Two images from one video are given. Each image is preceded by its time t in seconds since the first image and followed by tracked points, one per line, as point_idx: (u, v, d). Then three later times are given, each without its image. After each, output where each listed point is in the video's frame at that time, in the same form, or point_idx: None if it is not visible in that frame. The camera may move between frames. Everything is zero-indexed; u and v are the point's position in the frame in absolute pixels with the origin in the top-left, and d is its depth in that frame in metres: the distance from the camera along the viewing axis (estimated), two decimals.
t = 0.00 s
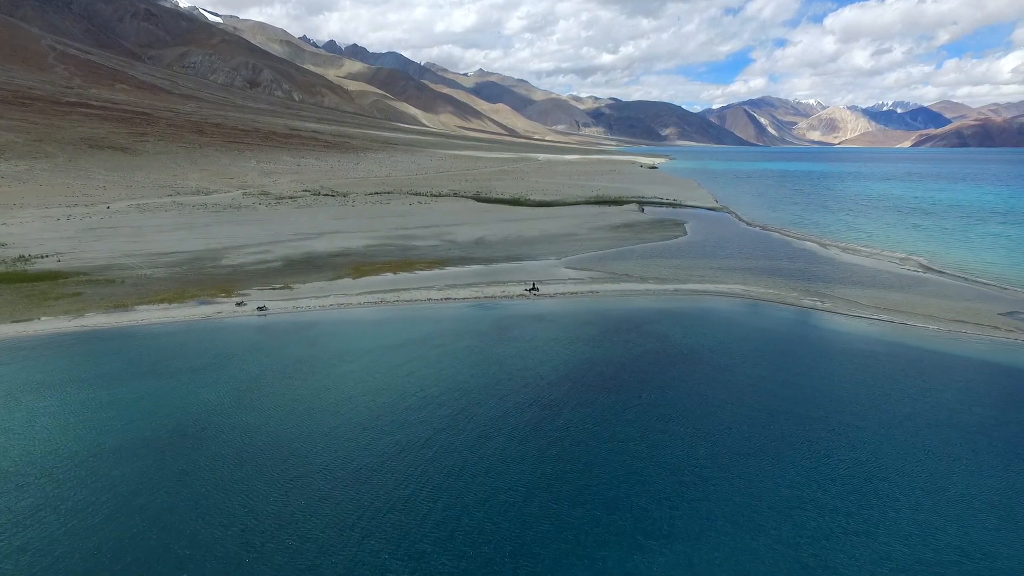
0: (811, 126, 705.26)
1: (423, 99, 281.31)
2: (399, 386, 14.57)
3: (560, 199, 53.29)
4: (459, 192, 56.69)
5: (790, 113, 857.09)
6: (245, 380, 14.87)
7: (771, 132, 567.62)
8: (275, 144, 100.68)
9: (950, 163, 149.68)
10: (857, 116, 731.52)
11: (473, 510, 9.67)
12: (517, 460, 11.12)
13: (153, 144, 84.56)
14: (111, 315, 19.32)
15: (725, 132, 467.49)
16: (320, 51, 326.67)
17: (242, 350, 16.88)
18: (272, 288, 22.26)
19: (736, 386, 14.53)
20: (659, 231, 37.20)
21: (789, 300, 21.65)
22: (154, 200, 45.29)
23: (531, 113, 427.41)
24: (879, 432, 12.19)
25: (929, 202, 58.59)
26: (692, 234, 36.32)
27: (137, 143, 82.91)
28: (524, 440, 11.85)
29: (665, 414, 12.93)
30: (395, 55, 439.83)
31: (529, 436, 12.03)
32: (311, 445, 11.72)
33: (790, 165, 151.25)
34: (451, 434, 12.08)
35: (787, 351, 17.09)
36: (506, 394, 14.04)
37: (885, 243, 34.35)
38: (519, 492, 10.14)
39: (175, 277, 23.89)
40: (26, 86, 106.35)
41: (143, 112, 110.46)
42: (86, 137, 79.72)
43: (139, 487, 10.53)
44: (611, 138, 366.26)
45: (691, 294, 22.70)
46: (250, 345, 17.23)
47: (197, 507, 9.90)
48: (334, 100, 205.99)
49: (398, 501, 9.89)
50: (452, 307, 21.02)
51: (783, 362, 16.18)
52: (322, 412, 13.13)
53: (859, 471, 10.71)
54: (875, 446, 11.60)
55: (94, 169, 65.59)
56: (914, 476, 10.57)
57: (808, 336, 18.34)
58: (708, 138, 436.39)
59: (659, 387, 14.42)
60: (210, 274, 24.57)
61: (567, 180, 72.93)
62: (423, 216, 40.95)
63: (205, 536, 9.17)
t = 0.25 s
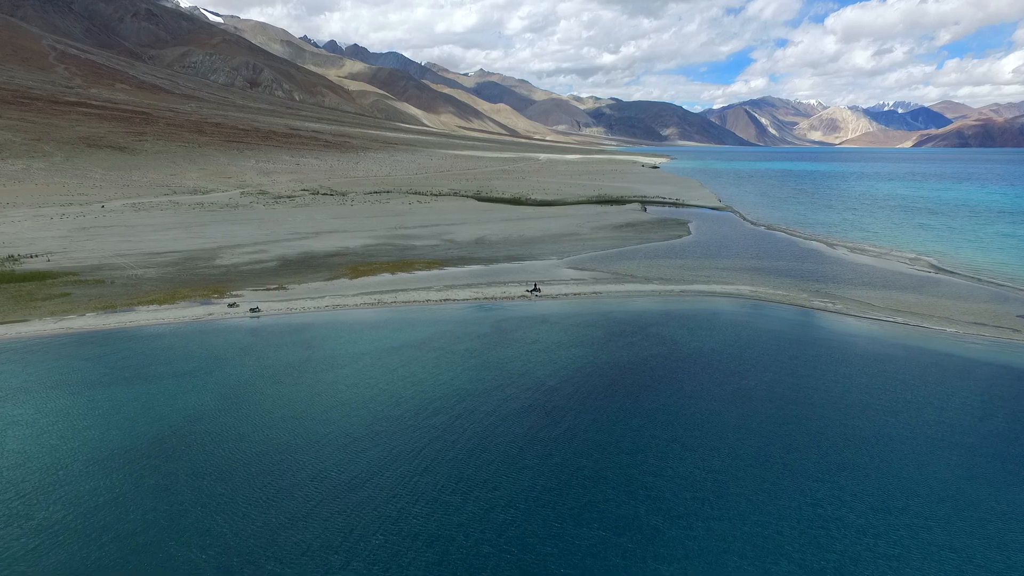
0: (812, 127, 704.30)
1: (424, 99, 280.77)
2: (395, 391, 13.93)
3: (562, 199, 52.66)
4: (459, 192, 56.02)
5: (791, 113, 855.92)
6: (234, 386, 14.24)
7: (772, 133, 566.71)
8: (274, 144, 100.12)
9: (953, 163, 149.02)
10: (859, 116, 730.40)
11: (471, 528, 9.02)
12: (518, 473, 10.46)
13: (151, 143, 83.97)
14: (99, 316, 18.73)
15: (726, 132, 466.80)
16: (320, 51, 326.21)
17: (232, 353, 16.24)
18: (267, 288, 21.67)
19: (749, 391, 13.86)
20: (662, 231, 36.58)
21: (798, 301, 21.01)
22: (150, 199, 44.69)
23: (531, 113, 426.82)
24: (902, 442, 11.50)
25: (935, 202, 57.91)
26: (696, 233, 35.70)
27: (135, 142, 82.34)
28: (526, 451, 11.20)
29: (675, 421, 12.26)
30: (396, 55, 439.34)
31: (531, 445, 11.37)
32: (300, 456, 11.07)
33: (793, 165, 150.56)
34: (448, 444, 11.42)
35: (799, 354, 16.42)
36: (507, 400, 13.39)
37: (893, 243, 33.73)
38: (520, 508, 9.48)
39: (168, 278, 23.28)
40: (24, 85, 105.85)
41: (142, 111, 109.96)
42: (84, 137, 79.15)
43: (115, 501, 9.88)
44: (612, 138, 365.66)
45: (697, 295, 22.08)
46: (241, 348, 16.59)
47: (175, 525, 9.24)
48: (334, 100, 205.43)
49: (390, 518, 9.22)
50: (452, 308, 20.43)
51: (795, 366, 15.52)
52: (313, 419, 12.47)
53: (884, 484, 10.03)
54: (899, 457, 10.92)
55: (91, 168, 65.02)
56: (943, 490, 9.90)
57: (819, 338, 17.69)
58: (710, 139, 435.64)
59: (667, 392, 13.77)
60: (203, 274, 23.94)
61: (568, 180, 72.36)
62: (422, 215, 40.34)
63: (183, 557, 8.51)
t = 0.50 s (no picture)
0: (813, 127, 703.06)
1: (425, 99, 280.25)
2: (389, 398, 13.26)
3: (564, 198, 52.05)
4: (460, 191, 55.41)
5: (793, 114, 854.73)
6: (221, 393, 13.60)
7: (774, 133, 565.71)
8: (274, 143, 99.60)
9: (956, 163, 148.35)
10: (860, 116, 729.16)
11: (469, 551, 8.38)
12: (521, 488, 9.79)
13: (151, 142, 83.43)
14: (87, 318, 18.12)
15: (728, 133, 466.05)
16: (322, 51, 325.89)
17: (220, 358, 15.58)
18: (261, 289, 21.06)
19: (761, 399, 13.18)
20: (667, 231, 35.95)
21: (809, 303, 20.36)
22: (146, 198, 44.08)
23: (532, 113, 426.48)
24: (930, 456, 10.82)
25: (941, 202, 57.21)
26: (701, 233, 35.08)
27: (134, 141, 81.79)
28: (529, 464, 10.52)
29: (687, 432, 11.57)
30: (397, 56, 438.98)
31: (534, 458, 10.71)
32: (289, 470, 10.39)
33: (796, 165, 149.85)
34: (447, 457, 10.74)
35: (813, 359, 15.76)
36: (507, 408, 12.74)
37: (901, 243, 33.09)
38: (523, 530, 8.80)
39: (161, 278, 22.69)
40: (23, 84, 105.38)
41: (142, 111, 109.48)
42: (83, 136, 78.61)
43: (86, 520, 9.21)
44: (613, 138, 365.01)
45: (704, 297, 21.43)
46: (230, 353, 15.93)
47: (151, 547, 8.58)
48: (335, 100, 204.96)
49: (382, 542, 8.55)
50: (451, 310, 19.82)
51: (810, 373, 14.86)
52: (303, 429, 11.82)
53: (915, 505, 9.32)
54: (928, 472, 10.22)
55: (89, 167, 64.45)
56: (979, 511, 9.21)
57: (832, 343, 17.07)
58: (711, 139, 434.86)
59: (676, 400, 13.10)
60: (196, 275, 23.34)
61: (570, 179, 71.79)
62: (422, 214, 39.75)
63: None
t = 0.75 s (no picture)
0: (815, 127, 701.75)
1: (426, 99, 279.62)
2: (384, 405, 12.63)
3: (565, 198, 51.42)
4: (460, 191, 54.79)
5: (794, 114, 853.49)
6: (207, 400, 12.98)
7: (775, 133, 564.79)
8: (274, 143, 99.03)
9: (960, 163, 147.43)
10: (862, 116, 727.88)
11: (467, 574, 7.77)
12: (522, 505, 9.16)
13: (150, 141, 82.87)
14: (73, 320, 17.50)
15: (729, 133, 465.21)
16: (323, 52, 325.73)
17: (209, 363, 14.97)
18: (255, 290, 20.43)
19: (775, 407, 12.53)
20: (671, 230, 35.30)
21: (820, 305, 19.70)
22: (142, 197, 43.44)
23: (533, 113, 425.71)
24: (958, 469, 10.17)
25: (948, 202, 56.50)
26: (706, 233, 34.45)
27: (133, 140, 81.20)
28: (531, 478, 9.89)
29: (698, 442, 10.93)
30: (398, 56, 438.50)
31: (537, 471, 10.08)
32: (275, 484, 9.79)
33: (798, 165, 149.12)
34: (444, 471, 10.10)
35: (827, 364, 15.10)
36: (508, 416, 12.10)
37: (911, 243, 32.39)
38: (525, 552, 8.18)
39: (153, 278, 22.10)
40: (22, 83, 104.86)
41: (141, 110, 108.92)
42: (81, 135, 78.05)
43: (54, 540, 8.59)
44: (614, 138, 364.35)
45: (712, 298, 20.77)
46: (219, 357, 15.31)
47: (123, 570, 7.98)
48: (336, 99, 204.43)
49: (372, 565, 7.93)
50: (450, 312, 19.17)
51: (826, 379, 14.19)
52: (292, 439, 11.20)
53: (945, 525, 8.69)
54: (958, 488, 9.56)
55: (86, 166, 63.85)
56: (1016, 531, 8.56)
57: (846, 346, 16.41)
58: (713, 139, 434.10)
59: (686, 408, 12.45)
60: (189, 275, 22.73)
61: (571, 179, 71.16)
62: (422, 214, 39.14)
63: None
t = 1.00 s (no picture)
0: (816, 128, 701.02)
1: (426, 99, 279.09)
2: (378, 414, 12.03)
3: (566, 197, 50.85)
4: (460, 190, 54.24)
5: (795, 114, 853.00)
6: (193, 408, 12.38)
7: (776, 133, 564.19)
8: (273, 142, 98.46)
9: (962, 164, 146.89)
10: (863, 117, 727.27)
11: None
12: (525, 524, 8.55)
13: (148, 140, 82.32)
14: (59, 322, 16.91)
15: (730, 133, 464.79)
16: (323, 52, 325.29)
17: (196, 368, 14.37)
18: (248, 291, 19.82)
19: (790, 416, 11.92)
20: (674, 230, 34.71)
21: (831, 307, 19.09)
22: (137, 196, 42.83)
23: (534, 113, 425.26)
24: (988, 485, 9.55)
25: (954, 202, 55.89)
26: (709, 233, 33.89)
27: (131, 139, 80.61)
28: (534, 494, 9.28)
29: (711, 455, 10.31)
30: (398, 56, 438.24)
31: (539, 486, 9.48)
32: (261, 500, 9.19)
33: (800, 165, 148.55)
34: (441, 485, 9.50)
35: (842, 369, 14.50)
36: (508, 425, 11.51)
37: (919, 243, 31.82)
38: None
39: (144, 278, 21.49)
40: (20, 82, 104.31)
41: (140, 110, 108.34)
42: (79, 134, 77.40)
43: (19, 563, 7.99)
44: (615, 138, 363.84)
45: (719, 300, 20.16)
46: (208, 362, 14.71)
47: None
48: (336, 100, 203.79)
49: None
50: (449, 313, 18.56)
51: (841, 385, 13.59)
52: (280, 451, 10.61)
53: (979, 548, 8.09)
54: (988, 507, 8.95)
55: (83, 165, 63.22)
56: None
57: (860, 350, 15.80)
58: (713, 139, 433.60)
59: (696, 416, 11.84)
60: (182, 275, 22.13)
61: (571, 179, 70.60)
62: (421, 213, 38.57)
63: None
